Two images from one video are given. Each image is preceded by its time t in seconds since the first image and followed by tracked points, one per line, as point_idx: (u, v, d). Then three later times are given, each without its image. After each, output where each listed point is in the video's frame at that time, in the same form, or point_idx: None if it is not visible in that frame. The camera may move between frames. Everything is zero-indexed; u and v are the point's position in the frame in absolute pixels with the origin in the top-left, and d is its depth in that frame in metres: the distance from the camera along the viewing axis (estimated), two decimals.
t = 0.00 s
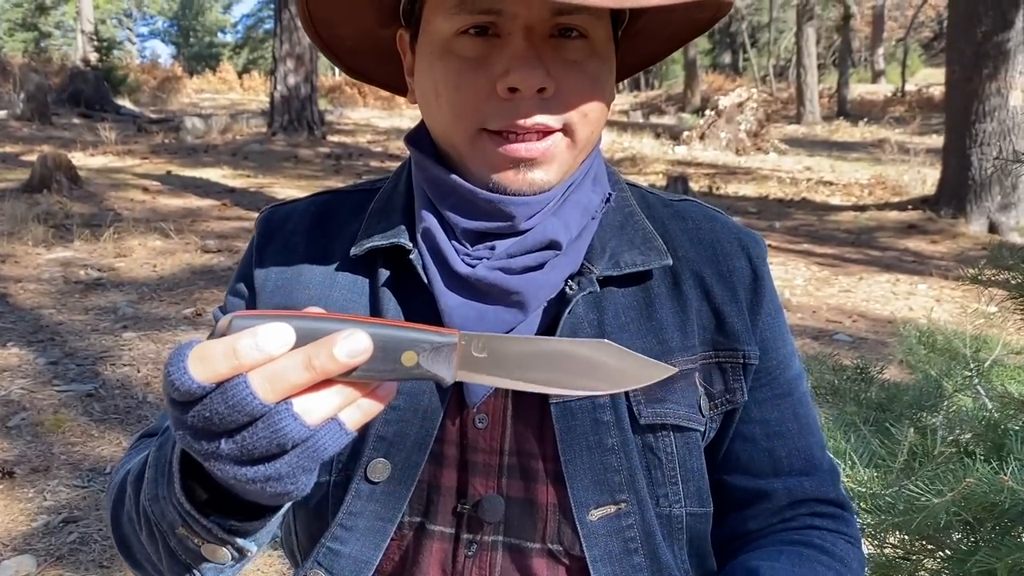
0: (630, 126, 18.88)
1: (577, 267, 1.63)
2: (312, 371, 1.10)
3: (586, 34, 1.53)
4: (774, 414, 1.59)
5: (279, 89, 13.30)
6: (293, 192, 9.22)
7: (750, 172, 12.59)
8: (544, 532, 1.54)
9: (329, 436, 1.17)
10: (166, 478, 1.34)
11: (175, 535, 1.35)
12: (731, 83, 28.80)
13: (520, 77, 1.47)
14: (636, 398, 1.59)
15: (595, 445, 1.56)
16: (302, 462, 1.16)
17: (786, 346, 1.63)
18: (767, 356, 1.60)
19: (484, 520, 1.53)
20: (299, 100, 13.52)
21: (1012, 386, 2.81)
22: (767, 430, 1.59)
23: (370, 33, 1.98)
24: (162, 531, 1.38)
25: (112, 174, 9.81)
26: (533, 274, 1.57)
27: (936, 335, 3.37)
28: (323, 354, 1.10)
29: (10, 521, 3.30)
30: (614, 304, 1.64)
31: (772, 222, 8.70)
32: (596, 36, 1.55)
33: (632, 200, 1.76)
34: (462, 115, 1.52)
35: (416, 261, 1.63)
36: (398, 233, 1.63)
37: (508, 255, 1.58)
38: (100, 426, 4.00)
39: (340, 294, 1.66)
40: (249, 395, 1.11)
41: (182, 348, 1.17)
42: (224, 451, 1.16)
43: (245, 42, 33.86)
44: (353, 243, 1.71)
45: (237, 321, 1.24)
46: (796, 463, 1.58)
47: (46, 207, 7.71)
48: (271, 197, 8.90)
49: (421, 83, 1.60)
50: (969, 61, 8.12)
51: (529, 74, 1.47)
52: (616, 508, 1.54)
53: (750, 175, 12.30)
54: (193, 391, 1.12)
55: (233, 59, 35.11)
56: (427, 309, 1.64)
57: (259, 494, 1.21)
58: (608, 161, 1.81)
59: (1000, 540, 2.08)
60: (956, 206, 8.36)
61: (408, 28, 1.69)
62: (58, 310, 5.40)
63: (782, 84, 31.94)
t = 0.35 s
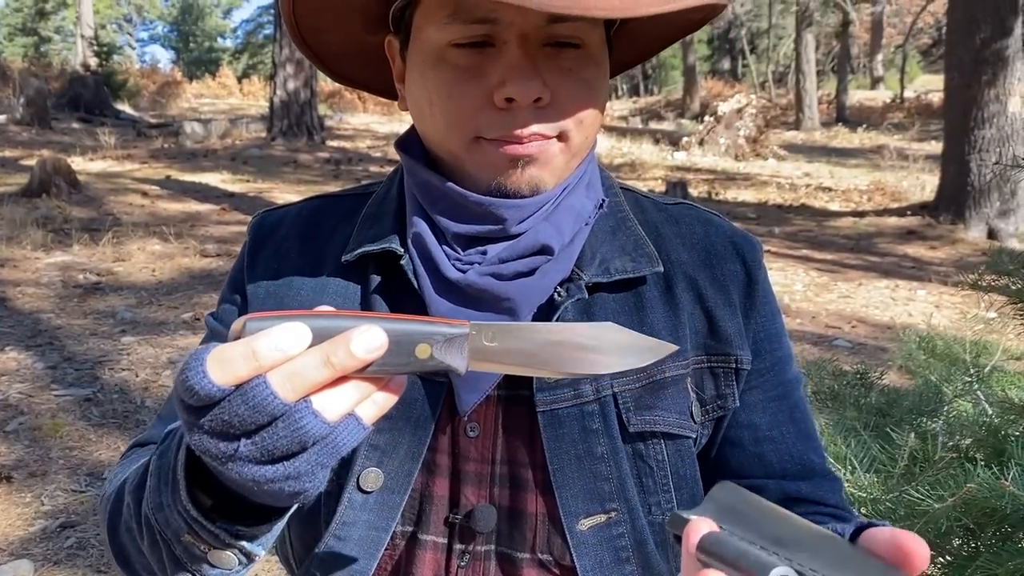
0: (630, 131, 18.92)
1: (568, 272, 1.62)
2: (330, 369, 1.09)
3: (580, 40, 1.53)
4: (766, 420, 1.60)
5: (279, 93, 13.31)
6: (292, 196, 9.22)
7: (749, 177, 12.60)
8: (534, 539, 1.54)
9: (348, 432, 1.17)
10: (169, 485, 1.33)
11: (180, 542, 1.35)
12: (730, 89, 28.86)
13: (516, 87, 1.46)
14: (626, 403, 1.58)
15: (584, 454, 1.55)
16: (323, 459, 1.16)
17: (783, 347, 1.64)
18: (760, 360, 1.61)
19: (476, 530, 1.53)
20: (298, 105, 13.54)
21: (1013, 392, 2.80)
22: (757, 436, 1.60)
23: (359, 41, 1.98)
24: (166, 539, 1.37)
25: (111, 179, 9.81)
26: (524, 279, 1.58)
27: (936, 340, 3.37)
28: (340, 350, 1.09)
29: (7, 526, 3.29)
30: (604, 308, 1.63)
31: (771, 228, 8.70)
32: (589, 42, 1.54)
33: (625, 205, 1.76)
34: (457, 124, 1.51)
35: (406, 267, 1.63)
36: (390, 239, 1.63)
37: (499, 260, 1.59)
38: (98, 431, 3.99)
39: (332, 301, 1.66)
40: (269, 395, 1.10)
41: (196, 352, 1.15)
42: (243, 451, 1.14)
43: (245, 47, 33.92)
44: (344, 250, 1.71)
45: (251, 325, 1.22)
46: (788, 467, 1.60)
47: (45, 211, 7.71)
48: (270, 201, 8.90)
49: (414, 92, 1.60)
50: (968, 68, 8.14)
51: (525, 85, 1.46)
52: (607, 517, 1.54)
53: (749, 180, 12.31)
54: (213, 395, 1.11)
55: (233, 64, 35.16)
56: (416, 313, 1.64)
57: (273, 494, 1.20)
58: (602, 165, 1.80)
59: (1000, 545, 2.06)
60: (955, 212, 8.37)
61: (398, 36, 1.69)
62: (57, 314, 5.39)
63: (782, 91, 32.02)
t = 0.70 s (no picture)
0: (630, 136, 18.94)
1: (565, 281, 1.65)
2: (359, 351, 1.13)
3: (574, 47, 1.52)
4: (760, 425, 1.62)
5: (278, 98, 13.32)
6: (292, 200, 9.22)
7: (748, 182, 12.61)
8: (528, 548, 1.57)
9: (374, 414, 1.21)
10: (186, 483, 1.34)
11: (196, 543, 1.36)
12: (729, 94, 28.90)
13: (506, 95, 1.46)
14: (622, 411, 1.60)
15: (580, 464, 1.57)
16: (352, 441, 1.20)
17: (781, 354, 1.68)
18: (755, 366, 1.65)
19: (474, 540, 1.56)
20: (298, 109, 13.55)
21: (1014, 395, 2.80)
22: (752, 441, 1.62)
23: (357, 45, 1.99)
24: (180, 539, 1.38)
25: (111, 183, 9.82)
26: (521, 288, 1.57)
27: (936, 346, 3.37)
28: (366, 334, 1.13)
29: (6, 530, 3.28)
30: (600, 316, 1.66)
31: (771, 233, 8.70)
32: (584, 50, 1.53)
33: (623, 213, 1.77)
34: (449, 130, 1.52)
35: (403, 276, 1.65)
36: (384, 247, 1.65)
37: (496, 267, 1.58)
38: (98, 435, 3.99)
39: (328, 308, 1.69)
40: (302, 379, 1.14)
41: (221, 344, 1.18)
42: (273, 438, 1.17)
43: (245, 52, 33.94)
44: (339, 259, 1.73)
45: (275, 312, 1.25)
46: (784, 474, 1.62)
47: (45, 215, 7.71)
48: (270, 206, 8.91)
49: (407, 97, 1.60)
50: (967, 74, 8.16)
51: (515, 92, 1.47)
52: (604, 528, 1.55)
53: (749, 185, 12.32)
54: (246, 383, 1.13)
55: (233, 69, 35.19)
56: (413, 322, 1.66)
57: (295, 483, 1.23)
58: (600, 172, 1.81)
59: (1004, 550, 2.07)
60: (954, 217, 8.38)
61: (394, 38, 1.68)
62: (56, 318, 5.39)
63: (781, 96, 32.07)
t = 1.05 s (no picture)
0: (630, 140, 18.94)
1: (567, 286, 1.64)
2: (393, 348, 1.15)
3: (580, 56, 1.52)
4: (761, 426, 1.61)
5: (279, 102, 13.33)
6: (292, 204, 9.22)
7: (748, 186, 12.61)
8: (529, 552, 1.56)
9: (407, 411, 1.21)
10: (206, 487, 1.34)
11: (218, 545, 1.36)
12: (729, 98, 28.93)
13: (510, 105, 1.46)
14: (621, 414, 1.60)
15: (581, 468, 1.58)
16: (384, 437, 1.20)
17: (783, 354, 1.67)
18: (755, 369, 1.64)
19: (477, 546, 1.56)
20: (299, 113, 13.55)
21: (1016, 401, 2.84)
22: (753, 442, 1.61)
23: (360, 45, 1.99)
24: (200, 542, 1.38)
25: (111, 186, 9.82)
26: (525, 293, 1.58)
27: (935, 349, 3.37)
28: (400, 331, 1.14)
29: (6, 534, 3.27)
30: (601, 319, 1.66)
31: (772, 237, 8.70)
32: (589, 57, 1.53)
33: (625, 216, 1.75)
34: (451, 138, 1.52)
35: (406, 279, 1.64)
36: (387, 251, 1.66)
37: (500, 272, 1.59)
38: (98, 438, 3.98)
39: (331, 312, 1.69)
40: (337, 374, 1.14)
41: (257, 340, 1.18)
42: (306, 435, 1.18)
43: (245, 55, 33.96)
44: (343, 262, 1.73)
45: (307, 310, 1.24)
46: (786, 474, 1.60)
47: (45, 218, 7.71)
48: (270, 209, 8.91)
49: (412, 101, 1.61)
50: (967, 78, 8.17)
51: (519, 102, 1.46)
52: (605, 532, 1.55)
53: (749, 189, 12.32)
54: (281, 377, 1.14)
55: (234, 72, 35.22)
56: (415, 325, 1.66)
57: (322, 483, 1.23)
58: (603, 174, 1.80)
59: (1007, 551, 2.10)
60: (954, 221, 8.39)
61: (399, 40, 1.69)
62: (57, 321, 5.38)
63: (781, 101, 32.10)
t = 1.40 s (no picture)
0: (630, 142, 18.94)
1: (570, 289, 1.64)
2: (395, 350, 1.15)
3: (585, 59, 1.52)
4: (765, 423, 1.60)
5: (280, 103, 13.34)
6: (294, 205, 9.22)
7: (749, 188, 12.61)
8: (532, 554, 1.56)
9: (411, 413, 1.21)
10: (212, 490, 1.35)
11: (223, 548, 1.36)
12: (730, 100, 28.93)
13: (514, 109, 1.47)
14: (624, 417, 1.60)
15: (583, 471, 1.58)
16: (387, 439, 1.21)
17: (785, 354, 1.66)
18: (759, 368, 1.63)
19: (480, 549, 1.55)
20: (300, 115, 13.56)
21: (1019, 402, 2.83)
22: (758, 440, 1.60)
23: (364, 48, 1.99)
24: (205, 545, 1.38)
25: (112, 187, 9.83)
26: (529, 295, 1.58)
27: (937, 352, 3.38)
28: (402, 333, 1.15)
29: (8, 535, 3.28)
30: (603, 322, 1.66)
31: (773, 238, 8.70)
32: (593, 60, 1.53)
33: (626, 218, 1.75)
34: (456, 141, 1.53)
35: (409, 282, 1.64)
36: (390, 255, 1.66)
37: (503, 275, 1.60)
38: (99, 440, 3.98)
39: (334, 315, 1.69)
40: (339, 377, 1.15)
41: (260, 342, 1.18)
42: (308, 437, 1.18)
43: (246, 57, 33.99)
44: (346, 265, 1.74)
45: (311, 314, 1.25)
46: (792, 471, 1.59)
47: (46, 220, 7.72)
48: (271, 210, 8.92)
49: (416, 105, 1.61)
50: (968, 80, 8.18)
51: (523, 106, 1.47)
52: (608, 534, 1.55)
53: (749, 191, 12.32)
54: (284, 380, 1.14)
55: (234, 74, 35.26)
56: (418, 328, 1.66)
57: (326, 485, 1.24)
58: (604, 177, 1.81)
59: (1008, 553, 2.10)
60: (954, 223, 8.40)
61: (402, 44, 1.69)
62: (58, 323, 5.39)
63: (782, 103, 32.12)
